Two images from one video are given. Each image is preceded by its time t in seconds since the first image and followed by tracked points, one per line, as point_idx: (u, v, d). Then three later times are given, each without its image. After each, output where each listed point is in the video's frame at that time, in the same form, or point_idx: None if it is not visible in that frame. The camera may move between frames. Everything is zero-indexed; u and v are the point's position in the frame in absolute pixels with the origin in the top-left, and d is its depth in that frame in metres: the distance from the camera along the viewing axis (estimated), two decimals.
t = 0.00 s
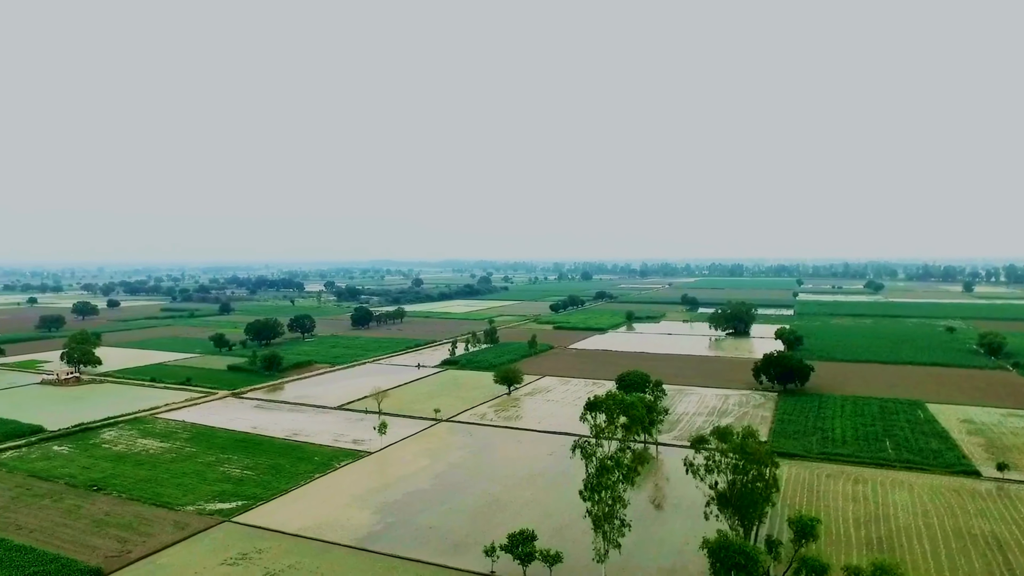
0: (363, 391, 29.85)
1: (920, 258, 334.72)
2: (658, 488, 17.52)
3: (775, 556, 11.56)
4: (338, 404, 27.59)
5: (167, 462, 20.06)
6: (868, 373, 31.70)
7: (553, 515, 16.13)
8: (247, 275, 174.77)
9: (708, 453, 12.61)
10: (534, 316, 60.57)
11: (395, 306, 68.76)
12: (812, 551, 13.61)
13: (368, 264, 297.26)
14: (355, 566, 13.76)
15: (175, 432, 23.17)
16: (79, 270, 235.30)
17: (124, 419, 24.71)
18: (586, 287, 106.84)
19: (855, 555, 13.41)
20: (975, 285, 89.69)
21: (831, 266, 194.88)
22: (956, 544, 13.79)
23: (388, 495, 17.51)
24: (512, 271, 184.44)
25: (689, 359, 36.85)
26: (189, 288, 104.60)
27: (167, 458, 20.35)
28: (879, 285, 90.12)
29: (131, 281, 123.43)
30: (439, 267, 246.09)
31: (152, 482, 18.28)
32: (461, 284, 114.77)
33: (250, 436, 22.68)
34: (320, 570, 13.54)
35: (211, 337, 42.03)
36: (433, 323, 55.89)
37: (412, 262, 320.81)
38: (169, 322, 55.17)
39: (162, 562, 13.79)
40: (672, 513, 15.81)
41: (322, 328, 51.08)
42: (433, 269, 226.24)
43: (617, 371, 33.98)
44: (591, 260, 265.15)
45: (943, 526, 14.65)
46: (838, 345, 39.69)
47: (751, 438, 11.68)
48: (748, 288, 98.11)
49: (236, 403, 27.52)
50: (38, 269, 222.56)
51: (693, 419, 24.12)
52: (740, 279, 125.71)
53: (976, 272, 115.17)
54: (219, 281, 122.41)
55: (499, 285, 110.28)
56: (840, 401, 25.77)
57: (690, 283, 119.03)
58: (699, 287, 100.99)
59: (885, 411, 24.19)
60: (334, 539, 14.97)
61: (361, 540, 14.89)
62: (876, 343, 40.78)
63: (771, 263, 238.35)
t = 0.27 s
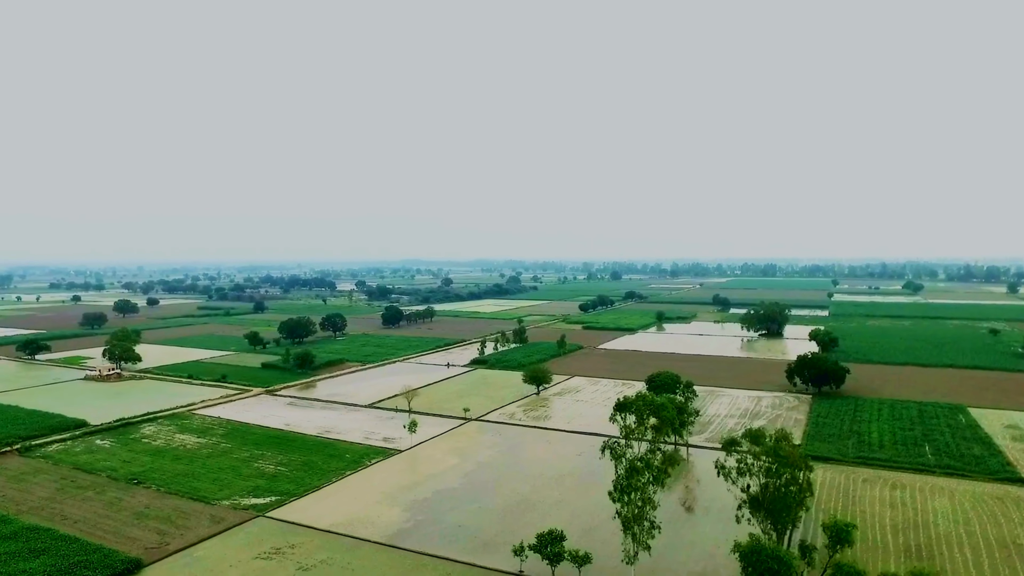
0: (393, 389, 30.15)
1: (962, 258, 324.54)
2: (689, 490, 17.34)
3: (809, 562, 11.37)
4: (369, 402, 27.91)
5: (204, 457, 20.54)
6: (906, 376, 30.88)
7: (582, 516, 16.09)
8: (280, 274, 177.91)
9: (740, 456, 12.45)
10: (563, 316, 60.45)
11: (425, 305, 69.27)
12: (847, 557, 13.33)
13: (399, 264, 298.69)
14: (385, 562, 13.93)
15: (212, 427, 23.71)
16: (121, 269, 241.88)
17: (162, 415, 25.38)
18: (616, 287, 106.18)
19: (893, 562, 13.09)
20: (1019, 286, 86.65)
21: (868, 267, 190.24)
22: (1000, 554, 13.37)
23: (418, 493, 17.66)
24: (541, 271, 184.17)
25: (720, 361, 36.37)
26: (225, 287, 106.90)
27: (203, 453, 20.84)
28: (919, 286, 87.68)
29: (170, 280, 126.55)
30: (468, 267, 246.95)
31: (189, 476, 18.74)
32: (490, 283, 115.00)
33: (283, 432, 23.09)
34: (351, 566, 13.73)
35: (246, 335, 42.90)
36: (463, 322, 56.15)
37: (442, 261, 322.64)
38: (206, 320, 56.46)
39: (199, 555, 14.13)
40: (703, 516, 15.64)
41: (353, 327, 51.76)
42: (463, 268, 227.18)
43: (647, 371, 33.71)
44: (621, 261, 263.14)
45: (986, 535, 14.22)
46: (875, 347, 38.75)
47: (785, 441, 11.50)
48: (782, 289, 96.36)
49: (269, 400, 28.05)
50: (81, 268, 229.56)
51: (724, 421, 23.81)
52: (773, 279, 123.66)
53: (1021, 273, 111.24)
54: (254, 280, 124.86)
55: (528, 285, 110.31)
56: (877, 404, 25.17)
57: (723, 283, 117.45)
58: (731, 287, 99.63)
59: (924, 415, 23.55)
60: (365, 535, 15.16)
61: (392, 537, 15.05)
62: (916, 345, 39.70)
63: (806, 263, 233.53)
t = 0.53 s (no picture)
0: (420, 388, 30.38)
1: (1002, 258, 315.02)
2: (717, 492, 17.14)
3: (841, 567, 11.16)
4: (396, 400, 28.15)
5: (235, 453, 20.94)
6: (943, 379, 30.10)
7: (609, 517, 16.03)
8: (309, 273, 180.33)
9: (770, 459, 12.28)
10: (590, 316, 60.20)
11: (452, 304, 69.60)
12: (881, 564, 13.04)
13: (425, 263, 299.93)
14: (412, 560, 14.04)
15: (243, 424, 24.15)
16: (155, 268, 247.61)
17: (195, 411, 25.94)
18: (643, 287, 105.39)
19: (928, 570, 12.78)
20: None
21: (902, 267, 185.84)
22: None
23: (445, 492, 17.76)
24: (568, 271, 183.63)
25: (750, 362, 35.86)
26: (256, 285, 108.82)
27: (235, 450, 21.24)
28: (956, 287, 85.36)
29: (203, 279, 129.14)
30: (494, 266, 247.27)
31: (222, 472, 19.12)
32: (516, 283, 114.96)
33: (313, 430, 23.43)
34: (378, 563, 13.88)
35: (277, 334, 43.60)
36: (489, 321, 56.29)
37: (468, 261, 323.72)
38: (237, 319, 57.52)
39: (230, 549, 14.42)
40: (732, 519, 15.45)
41: (381, 326, 52.25)
42: (489, 268, 227.65)
43: (674, 372, 33.39)
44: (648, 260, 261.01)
45: None
46: (910, 349, 37.85)
47: (816, 445, 11.30)
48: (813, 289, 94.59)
49: (299, 398, 28.46)
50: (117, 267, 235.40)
51: (754, 423, 23.49)
52: (803, 279, 121.58)
53: None
54: (285, 280, 126.73)
55: (555, 285, 110.11)
56: (912, 408, 24.59)
57: (753, 283, 115.81)
58: (761, 288, 98.20)
59: (962, 419, 22.92)
60: (392, 533, 15.30)
61: (418, 535, 15.18)
62: (953, 347, 38.67)
63: (838, 263, 228.98)
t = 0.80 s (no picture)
0: (448, 387, 30.54)
1: None
2: (748, 495, 16.92)
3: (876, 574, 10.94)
4: (425, 399, 28.35)
5: (268, 449, 21.32)
6: (983, 382, 29.25)
7: (636, 518, 15.94)
8: (339, 273, 182.55)
9: (802, 463, 12.07)
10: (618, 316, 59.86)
11: (479, 304, 69.83)
12: (918, 571, 12.72)
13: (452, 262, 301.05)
14: (440, 558, 14.13)
15: (275, 421, 24.57)
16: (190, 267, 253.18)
17: (229, 407, 26.47)
18: (672, 287, 104.38)
19: None
20: None
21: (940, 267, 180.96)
22: None
23: (473, 491, 17.84)
24: (596, 271, 182.72)
25: (781, 363, 35.27)
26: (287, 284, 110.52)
27: (267, 446, 21.64)
28: (998, 288, 82.83)
29: (238, 279, 131.70)
30: (521, 266, 247.07)
31: (254, 468, 19.49)
32: (544, 283, 114.60)
33: (343, 427, 23.74)
34: (407, 560, 14.01)
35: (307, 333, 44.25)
36: (517, 321, 56.36)
37: (496, 261, 323.85)
38: (270, 318, 58.53)
39: (262, 544, 14.68)
40: (763, 523, 15.24)
41: (410, 325, 52.66)
42: (516, 268, 227.71)
43: (704, 374, 33.01)
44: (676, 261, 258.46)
45: None
46: (949, 352, 36.85)
47: (850, 448, 11.07)
48: (847, 290, 92.54)
49: (329, 396, 28.85)
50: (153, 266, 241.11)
51: (786, 425, 23.11)
52: (836, 279, 119.16)
53: None
54: (315, 279, 128.46)
55: (583, 285, 109.68)
56: (951, 411, 23.93)
57: (785, 283, 113.90)
58: (793, 288, 96.56)
59: (1003, 424, 22.24)
60: (421, 530, 15.43)
61: (447, 533, 15.28)
62: (994, 350, 37.55)
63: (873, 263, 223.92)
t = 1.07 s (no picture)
0: (483, 386, 30.68)
1: None
2: (788, 500, 16.58)
3: None
4: (460, 398, 28.54)
5: (307, 445, 21.75)
6: None
7: (673, 521, 15.78)
8: (376, 271, 184.84)
9: (844, 467, 11.77)
10: (654, 316, 59.28)
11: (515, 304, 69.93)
12: None
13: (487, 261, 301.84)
14: (475, 556, 14.22)
15: (314, 418, 25.05)
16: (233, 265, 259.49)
17: (270, 404, 27.07)
18: (710, 287, 102.85)
19: None
20: None
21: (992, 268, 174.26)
22: None
23: (507, 490, 17.89)
24: (632, 270, 181.12)
25: (824, 365, 34.44)
26: (326, 283, 112.31)
27: (306, 442, 22.08)
28: None
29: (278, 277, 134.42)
30: (556, 265, 246.40)
31: (294, 463, 19.91)
32: (579, 282, 114.03)
33: (380, 425, 24.07)
34: (442, 557, 14.14)
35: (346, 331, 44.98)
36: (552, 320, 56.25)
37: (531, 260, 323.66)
38: (309, 316, 59.64)
39: (302, 538, 14.99)
40: (804, 528, 14.92)
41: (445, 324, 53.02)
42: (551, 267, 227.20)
43: (742, 375, 32.46)
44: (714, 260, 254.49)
45: None
46: (1001, 355, 35.47)
47: (896, 453, 10.76)
48: (893, 290, 89.79)
49: (367, 394, 29.27)
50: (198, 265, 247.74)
51: (827, 429, 22.57)
52: (882, 279, 115.77)
53: None
54: (354, 278, 130.28)
55: (619, 284, 108.82)
56: (1003, 417, 23.04)
57: (827, 283, 111.14)
58: (836, 288, 94.11)
59: None
60: (456, 528, 15.55)
61: (481, 532, 15.36)
62: None
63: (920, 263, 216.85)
